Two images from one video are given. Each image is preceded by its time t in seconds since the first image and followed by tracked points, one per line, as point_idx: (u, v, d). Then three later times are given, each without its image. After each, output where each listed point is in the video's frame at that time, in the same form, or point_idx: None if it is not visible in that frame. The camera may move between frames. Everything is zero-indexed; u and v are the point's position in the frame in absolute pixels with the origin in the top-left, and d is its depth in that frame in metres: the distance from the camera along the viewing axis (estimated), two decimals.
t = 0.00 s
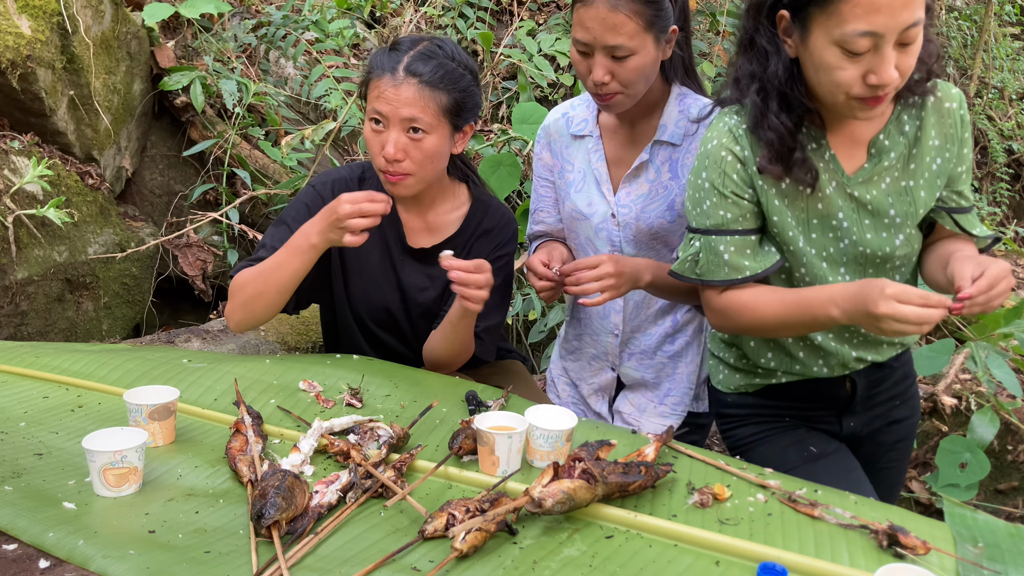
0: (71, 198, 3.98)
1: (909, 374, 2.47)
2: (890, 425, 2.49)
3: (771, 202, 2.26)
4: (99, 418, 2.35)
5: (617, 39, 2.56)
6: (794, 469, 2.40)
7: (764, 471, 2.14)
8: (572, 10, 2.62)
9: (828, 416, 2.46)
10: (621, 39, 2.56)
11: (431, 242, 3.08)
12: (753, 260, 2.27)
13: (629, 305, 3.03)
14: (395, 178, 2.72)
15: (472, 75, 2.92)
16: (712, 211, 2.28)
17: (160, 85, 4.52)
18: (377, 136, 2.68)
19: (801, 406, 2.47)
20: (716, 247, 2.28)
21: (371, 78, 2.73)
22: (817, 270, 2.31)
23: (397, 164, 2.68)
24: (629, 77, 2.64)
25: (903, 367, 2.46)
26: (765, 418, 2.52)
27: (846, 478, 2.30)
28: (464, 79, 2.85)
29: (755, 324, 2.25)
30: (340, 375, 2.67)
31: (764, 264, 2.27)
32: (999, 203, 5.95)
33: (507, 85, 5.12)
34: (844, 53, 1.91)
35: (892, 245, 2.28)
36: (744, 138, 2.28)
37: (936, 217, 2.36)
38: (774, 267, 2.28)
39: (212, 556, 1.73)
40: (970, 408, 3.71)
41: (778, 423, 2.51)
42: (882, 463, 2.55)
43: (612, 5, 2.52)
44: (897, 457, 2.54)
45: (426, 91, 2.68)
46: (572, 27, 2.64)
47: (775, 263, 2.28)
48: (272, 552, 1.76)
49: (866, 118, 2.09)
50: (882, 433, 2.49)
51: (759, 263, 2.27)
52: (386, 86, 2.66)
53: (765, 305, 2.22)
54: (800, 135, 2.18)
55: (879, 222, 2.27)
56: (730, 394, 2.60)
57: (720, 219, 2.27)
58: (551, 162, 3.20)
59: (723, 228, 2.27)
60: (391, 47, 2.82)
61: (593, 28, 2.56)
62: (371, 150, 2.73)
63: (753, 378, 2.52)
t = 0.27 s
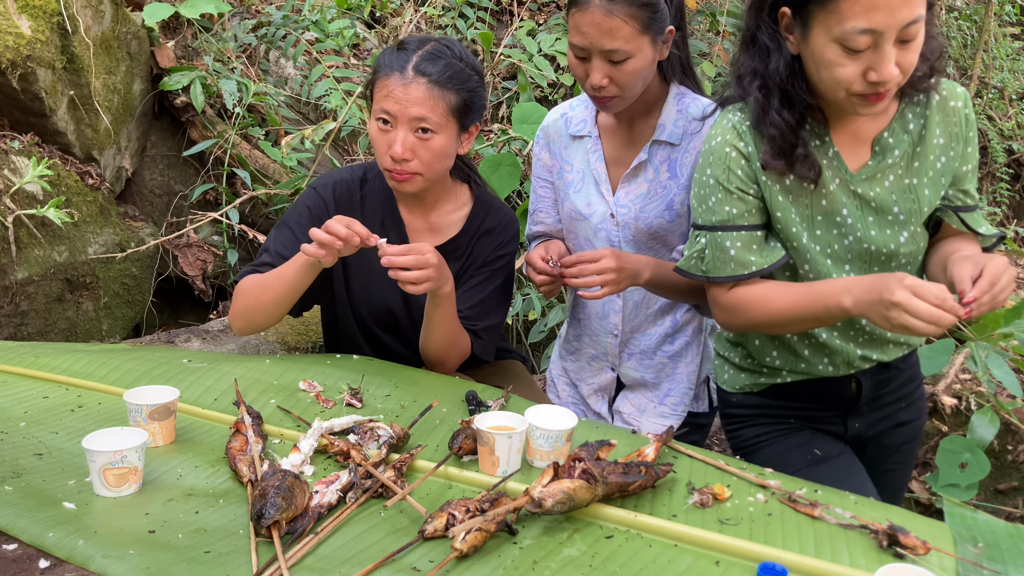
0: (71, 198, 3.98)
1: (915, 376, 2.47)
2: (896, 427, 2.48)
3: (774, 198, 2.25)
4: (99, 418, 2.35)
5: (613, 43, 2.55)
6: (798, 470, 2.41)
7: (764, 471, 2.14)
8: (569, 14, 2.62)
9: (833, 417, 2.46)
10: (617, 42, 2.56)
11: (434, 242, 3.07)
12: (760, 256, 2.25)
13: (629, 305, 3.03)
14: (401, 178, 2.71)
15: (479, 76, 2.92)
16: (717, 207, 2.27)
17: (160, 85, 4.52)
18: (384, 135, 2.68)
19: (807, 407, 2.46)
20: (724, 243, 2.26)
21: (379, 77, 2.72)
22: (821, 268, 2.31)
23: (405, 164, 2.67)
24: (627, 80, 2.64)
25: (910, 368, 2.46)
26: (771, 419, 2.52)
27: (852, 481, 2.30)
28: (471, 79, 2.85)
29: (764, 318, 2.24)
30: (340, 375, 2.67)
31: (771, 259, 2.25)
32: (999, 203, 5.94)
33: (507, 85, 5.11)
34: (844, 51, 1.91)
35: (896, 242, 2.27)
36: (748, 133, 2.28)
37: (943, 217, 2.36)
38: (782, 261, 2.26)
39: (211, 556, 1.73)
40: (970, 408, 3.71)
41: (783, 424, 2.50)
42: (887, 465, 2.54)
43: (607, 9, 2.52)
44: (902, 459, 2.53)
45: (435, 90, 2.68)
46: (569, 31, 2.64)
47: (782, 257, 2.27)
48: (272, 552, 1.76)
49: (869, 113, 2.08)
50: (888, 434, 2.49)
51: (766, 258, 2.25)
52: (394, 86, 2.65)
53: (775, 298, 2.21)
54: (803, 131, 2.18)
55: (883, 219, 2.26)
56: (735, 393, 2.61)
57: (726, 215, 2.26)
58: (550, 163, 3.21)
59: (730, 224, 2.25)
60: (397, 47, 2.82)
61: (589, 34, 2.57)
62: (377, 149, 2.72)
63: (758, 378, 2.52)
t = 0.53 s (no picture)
0: (71, 198, 3.98)
1: (919, 383, 2.42)
2: (896, 433, 2.44)
3: (751, 183, 2.33)
4: (99, 418, 2.35)
5: (631, 6, 2.58)
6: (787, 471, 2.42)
7: (764, 471, 2.14)
8: None
9: (827, 417, 2.45)
10: (635, 6, 2.59)
11: (434, 245, 3.08)
12: (706, 238, 2.41)
13: (630, 302, 3.04)
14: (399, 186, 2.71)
15: (475, 81, 2.92)
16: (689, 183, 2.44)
17: (160, 85, 4.52)
18: (382, 143, 2.66)
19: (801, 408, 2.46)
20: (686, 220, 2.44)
21: (376, 85, 2.71)
22: (800, 261, 2.31)
23: (404, 172, 2.67)
24: (641, 50, 2.65)
25: (915, 375, 2.41)
26: (766, 419, 2.52)
27: (839, 480, 2.28)
28: (468, 84, 2.84)
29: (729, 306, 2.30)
30: (340, 375, 2.67)
31: (714, 243, 2.40)
32: (999, 203, 5.94)
33: (507, 85, 5.11)
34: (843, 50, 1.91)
35: (873, 243, 2.22)
36: (735, 118, 2.38)
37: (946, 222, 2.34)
38: (724, 248, 2.39)
39: (212, 556, 1.73)
40: (970, 408, 3.71)
41: (777, 424, 2.51)
42: (888, 472, 2.50)
43: None
44: (904, 466, 2.48)
45: (434, 99, 2.67)
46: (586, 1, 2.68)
47: (728, 243, 2.40)
48: (272, 552, 1.76)
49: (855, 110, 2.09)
50: (887, 442, 2.45)
51: (710, 241, 2.40)
52: (393, 94, 2.63)
53: (698, 275, 2.40)
54: (790, 119, 2.24)
55: (861, 220, 2.23)
56: (731, 390, 2.61)
57: (692, 192, 2.44)
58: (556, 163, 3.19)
59: (694, 202, 2.43)
60: (395, 53, 2.80)
61: None
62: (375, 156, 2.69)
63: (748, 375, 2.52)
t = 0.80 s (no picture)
0: (71, 198, 3.98)
1: (916, 381, 2.42)
2: (893, 432, 2.44)
3: (750, 183, 2.32)
4: (98, 418, 2.35)
5: None
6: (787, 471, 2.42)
7: (764, 471, 2.14)
8: None
9: (825, 416, 2.45)
10: None
11: (439, 249, 3.08)
12: (706, 239, 2.40)
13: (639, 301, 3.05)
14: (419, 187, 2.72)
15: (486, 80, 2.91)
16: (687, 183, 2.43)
17: (160, 85, 4.52)
18: (403, 145, 2.66)
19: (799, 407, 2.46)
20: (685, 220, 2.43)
21: (393, 86, 2.68)
22: (800, 263, 2.31)
23: (426, 173, 2.68)
24: (651, 28, 2.73)
25: (911, 373, 2.41)
26: (764, 418, 2.52)
27: (838, 480, 2.28)
28: (483, 87, 2.84)
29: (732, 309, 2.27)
30: (340, 375, 2.66)
31: (714, 245, 2.39)
32: (1000, 203, 5.94)
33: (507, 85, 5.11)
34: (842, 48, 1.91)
35: (871, 242, 2.23)
36: (734, 119, 2.38)
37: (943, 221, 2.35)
38: (724, 249, 2.38)
39: (212, 556, 1.73)
40: (970, 408, 3.71)
41: (776, 424, 2.50)
42: (886, 470, 2.50)
43: None
44: (901, 464, 2.49)
45: (456, 99, 2.67)
46: None
47: (728, 244, 2.39)
48: (272, 552, 1.76)
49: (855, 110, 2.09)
50: (886, 440, 2.45)
51: (710, 243, 2.39)
52: (414, 96, 2.62)
53: (701, 277, 2.39)
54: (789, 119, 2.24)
55: (860, 219, 2.24)
56: (728, 390, 2.61)
57: (691, 192, 2.42)
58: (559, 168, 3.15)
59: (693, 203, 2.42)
60: (407, 55, 2.78)
61: None
62: (395, 160, 2.69)
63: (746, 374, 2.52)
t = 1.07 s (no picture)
0: (71, 198, 3.98)
1: (913, 380, 2.42)
2: (891, 431, 2.44)
3: (747, 182, 2.32)
4: (99, 418, 2.35)
5: None
6: (786, 471, 2.42)
7: (764, 471, 2.14)
8: None
9: (824, 417, 2.44)
10: None
11: (444, 253, 3.08)
12: (703, 238, 2.40)
13: (635, 304, 3.06)
14: (430, 197, 2.69)
15: (496, 88, 2.90)
16: (684, 184, 2.43)
17: (160, 85, 4.52)
18: (414, 154, 2.63)
19: (797, 408, 2.46)
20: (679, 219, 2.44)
21: (407, 94, 2.67)
22: (800, 262, 2.30)
23: (438, 183, 2.64)
24: (655, 29, 2.72)
25: (909, 372, 2.41)
26: (762, 420, 2.52)
27: (839, 481, 2.28)
28: (493, 95, 2.84)
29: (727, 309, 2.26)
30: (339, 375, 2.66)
31: (711, 243, 2.40)
32: (1000, 203, 5.94)
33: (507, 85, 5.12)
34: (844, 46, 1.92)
35: (869, 241, 2.22)
36: (732, 118, 2.37)
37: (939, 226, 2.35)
38: (721, 248, 2.39)
39: (212, 556, 1.73)
40: (970, 408, 3.71)
41: (774, 425, 2.50)
42: (885, 469, 2.50)
43: None
44: (900, 463, 2.49)
45: (468, 108, 2.66)
46: None
47: (724, 243, 2.40)
48: (272, 552, 1.76)
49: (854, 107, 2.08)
50: (884, 439, 2.45)
51: (707, 242, 2.40)
52: (427, 104, 2.61)
53: (697, 277, 2.38)
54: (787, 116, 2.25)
55: (858, 218, 2.25)
56: (726, 391, 2.61)
57: (688, 194, 2.42)
58: (556, 167, 3.16)
59: (689, 202, 2.42)
60: (418, 63, 2.78)
61: None
62: (405, 169, 2.67)
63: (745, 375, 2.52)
